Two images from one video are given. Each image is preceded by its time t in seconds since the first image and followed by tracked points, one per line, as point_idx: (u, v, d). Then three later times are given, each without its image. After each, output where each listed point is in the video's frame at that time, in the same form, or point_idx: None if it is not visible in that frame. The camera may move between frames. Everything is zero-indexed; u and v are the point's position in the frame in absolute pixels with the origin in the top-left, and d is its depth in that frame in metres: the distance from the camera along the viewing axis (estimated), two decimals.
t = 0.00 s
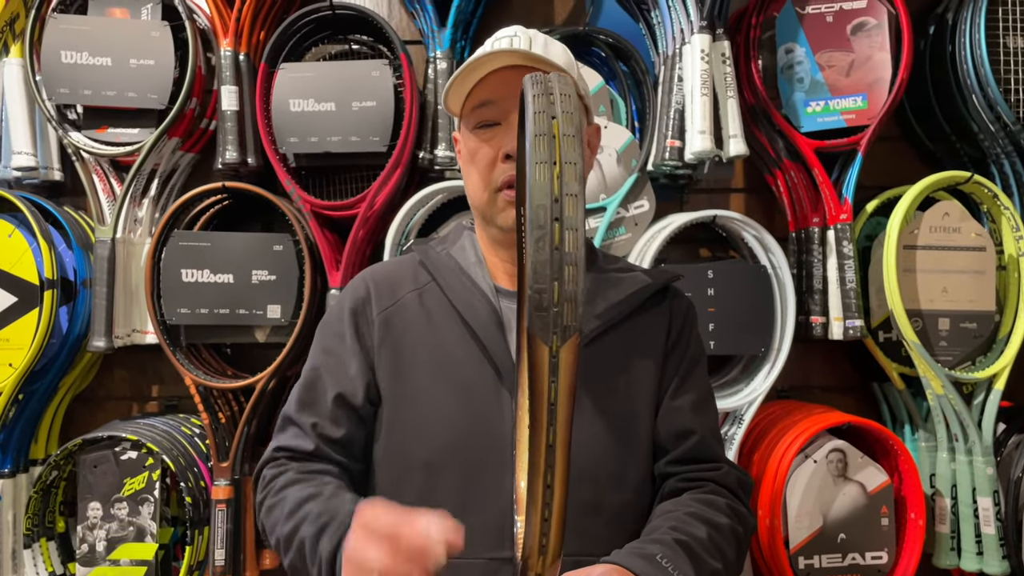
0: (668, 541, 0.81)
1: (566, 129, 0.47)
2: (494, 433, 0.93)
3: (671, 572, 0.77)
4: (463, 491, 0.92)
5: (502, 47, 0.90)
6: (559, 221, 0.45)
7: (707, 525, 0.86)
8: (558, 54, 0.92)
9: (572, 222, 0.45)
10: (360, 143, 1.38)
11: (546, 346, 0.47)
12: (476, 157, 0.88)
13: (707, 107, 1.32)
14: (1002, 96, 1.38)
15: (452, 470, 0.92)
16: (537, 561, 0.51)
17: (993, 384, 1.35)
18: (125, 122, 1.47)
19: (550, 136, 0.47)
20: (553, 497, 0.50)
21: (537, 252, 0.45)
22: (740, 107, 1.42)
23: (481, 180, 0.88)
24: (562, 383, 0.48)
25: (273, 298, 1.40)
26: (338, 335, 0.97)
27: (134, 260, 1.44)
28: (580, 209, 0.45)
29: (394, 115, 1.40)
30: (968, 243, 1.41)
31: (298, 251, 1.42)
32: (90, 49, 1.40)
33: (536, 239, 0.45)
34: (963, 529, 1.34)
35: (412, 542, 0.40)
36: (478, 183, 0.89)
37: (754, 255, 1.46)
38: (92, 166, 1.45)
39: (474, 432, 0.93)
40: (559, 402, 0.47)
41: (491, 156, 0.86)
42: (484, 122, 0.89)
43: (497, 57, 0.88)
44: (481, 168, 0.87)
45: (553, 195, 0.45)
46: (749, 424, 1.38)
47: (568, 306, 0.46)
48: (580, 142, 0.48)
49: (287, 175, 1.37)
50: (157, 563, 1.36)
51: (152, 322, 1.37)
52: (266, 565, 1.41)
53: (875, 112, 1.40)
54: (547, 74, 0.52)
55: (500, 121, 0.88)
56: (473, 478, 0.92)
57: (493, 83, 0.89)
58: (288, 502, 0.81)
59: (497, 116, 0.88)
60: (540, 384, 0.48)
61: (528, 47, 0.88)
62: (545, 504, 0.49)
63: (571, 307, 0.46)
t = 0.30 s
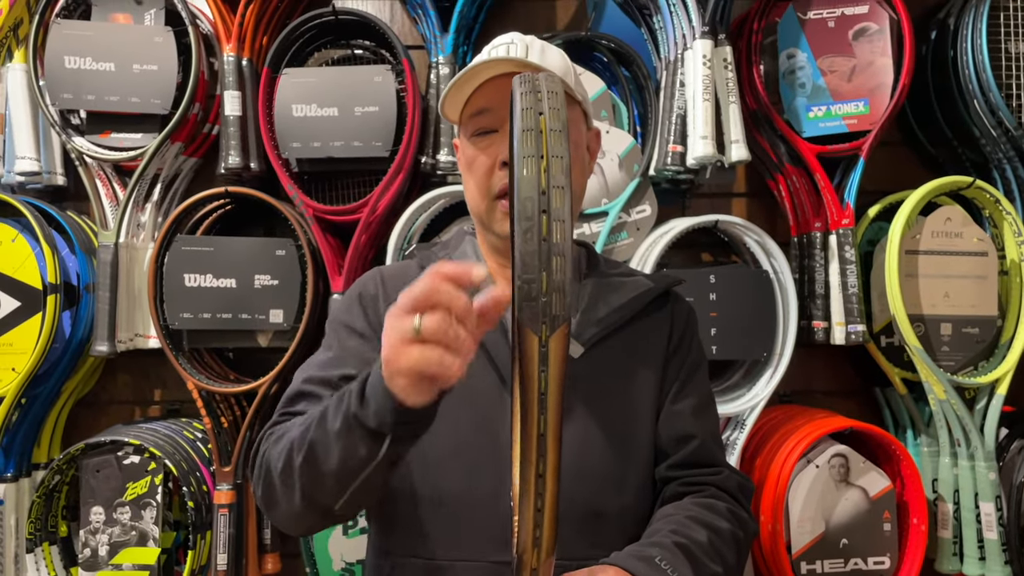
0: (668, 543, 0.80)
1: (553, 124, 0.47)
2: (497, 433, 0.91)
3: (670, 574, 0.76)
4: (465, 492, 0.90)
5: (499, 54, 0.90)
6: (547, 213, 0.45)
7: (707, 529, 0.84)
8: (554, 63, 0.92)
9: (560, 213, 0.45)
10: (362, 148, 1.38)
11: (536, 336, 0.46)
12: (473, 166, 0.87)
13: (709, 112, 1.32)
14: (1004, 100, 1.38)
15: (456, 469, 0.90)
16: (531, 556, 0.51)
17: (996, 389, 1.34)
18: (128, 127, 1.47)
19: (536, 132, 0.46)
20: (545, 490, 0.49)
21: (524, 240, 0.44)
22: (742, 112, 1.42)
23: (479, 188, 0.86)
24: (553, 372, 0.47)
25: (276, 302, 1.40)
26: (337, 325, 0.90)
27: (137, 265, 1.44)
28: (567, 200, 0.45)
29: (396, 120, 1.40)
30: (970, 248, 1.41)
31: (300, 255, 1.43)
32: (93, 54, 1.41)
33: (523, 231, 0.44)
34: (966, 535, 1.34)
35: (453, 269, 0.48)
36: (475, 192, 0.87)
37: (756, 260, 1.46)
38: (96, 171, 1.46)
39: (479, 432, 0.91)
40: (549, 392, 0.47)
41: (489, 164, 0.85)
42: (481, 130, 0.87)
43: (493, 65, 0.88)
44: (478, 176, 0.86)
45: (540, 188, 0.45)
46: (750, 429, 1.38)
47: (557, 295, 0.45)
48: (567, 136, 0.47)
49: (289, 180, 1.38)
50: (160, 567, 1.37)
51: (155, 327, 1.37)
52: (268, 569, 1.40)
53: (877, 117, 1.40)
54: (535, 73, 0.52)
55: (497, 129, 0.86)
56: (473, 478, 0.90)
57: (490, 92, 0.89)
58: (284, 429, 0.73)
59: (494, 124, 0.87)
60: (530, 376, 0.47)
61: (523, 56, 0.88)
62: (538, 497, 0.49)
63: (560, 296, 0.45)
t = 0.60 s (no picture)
0: (667, 536, 0.81)
1: (546, 125, 0.47)
2: (501, 430, 0.89)
3: (668, 563, 0.76)
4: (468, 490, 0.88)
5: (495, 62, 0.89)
6: (538, 207, 0.46)
7: (706, 526, 0.84)
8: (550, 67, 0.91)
9: (550, 208, 0.46)
10: (364, 151, 1.38)
11: (526, 322, 0.48)
12: (471, 172, 0.86)
13: (710, 115, 1.32)
14: (1005, 104, 1.38)
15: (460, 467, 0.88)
16: (527, 532, 0.51)
17: (998, 392, 1.34)
18: (130, 130, 1.47)
19: (531, 132, 0.47)
20: (537, 475, 0.50)
21: (517, 232, 0.46)
22: (743, 115, 1.42)
23: (478, 194, 0.85)
24: (544, 359, 0.49)
25: (278, 305, 1.40)
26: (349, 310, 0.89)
27: (139, 268, 1.44)
28: (557, 196, 0.46)
29: (397, 124, 1.40)
30: (972, 251, 1.41)
31: (303, 258, 1.43)
32: (96, 57, 1.41)
33: (516, 224, 0.47)
34: (967, 537, 1.34)
35: (417, 319, 0.40)
36: (473, 197, 0.86)
37: (758, 263, 1.46)
38: (98, 174, 1.46)
39: (484, 432, 0.90)
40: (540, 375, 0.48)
41: (487, 170, 0.84)
42: (479, 136, 0.87)
43: (490, 72, 0.87)
44: (476, 182, 0.85)
45: (531, 183, 0.46)
46: (752, 432, 1.38)
47: (547, 284, 0.47)
48: (560, 135, 0.48)
49: (292, 183, 1.38)
50: (162, 569, 1.37)
51: (157, 329, 1.37)
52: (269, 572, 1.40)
53: (879, 120, 1.40)
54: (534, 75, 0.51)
55: (495, 135, 0.85)
56: (476, 477, 0.88)
57: (487, 97, 0.88)
58: (279, 400, 0.75)
59: (492, 130, 0.86)
60: (520, 362, 0.49)
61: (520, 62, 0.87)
62: (529, 473, 0.50)
63: (550, 285, 0.47)
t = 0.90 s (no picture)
0: (663, 523, 0.78)
1: (550, 108, 0.46)
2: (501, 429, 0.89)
3: (663, 545, 0.73)
4: (472, 487, 0.85)
5: (490, 63, 0.87)
6: (542, 184, 0.43)
7: (701, 515, 0.83)
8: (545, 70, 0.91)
9: (553, 185, 0.44)
10: (365, 152, 1.38)
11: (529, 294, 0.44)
12: (467, 173, 0.86)
13: (711, 115, 1.32)
14: (1005, 104, 1.38)
15: (465, 465, 0.85)
16: (526, 502, 0.48)
17: (999, 392, 1.34)
18: (130, 130, 1.48)
19: (534, 116, 0.45)
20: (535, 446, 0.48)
21: (520, 204, 0.43)
22: (744, 115, 1.42)
23: (474, 193, 0.85)
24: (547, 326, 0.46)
25: (278, 306, 1.41)
26: (355, 304, 0.89)
27: (139, 268, 1.44)
28: (560, 174, 0.44)
29: (398, 125, 1.40)
30: (972, 250, 1.41)
31: (303, 258, 1.43)
32: (96, 58, 1.41)
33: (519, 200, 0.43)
34: (968, 537, 1.34)
35: (491, 314, 0.39)
36: (469, 199, 0.87)
37: (758, 263, 1.46)
38: (98, 174, 1.46)
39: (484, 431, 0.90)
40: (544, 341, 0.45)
41: (484, 171, 0.84)
42: (476, 138, 0.86)
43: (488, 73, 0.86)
44: (473, 183, 0.85)
45: (535, 161, 0.43)
46: (753, 431, 1.38)
47: (550, 258, 0.44)
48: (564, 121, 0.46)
49: (292, 184, 1.38)
50: (162, 569, 1.37)
51: (158, 330, 1.37)
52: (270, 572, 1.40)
53: (879, 119, 1.40)
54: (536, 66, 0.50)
55: (492, 137, 0.85)
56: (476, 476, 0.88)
57: (483, 99, 0.87)
58: (300, 393, 0.70)
59: (489, 131, 0.86)
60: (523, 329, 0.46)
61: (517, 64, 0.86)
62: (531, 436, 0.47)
63: (553, 259, 0.44)
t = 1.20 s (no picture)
0: (669, 514, 0.78)
1: (566, 79, 0.46)
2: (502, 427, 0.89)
3: (671, 534, 0.73)
4: (474, 485, 0.84)
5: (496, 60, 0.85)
6: (558, 147, 0.43)
7: (706, 508, 0.83)
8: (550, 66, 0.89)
9: (569, 148, 0.43)
10: (365, 150, 1.38)
11: (547, 250, 0.44)
12: (472, 171, 0.86)
13: (711, 113, 1.32)
14: (1007, 101, 1.38)
15: (467, 463, 0.85)
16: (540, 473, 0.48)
17: (1000, 391, 1.34)
18: (130, 129, 1.47)
19: (550, 85, 0.45)
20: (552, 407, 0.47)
21: (537, 165, 0.42)
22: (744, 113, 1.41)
23: (479, 193, 0.85)
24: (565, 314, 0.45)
25: (279, 304, 1.40)
26: (357, 300, 0.89)
27: (139, 267, 1.44)
28: (577, 139, 0.43)
29: (398, 123, 1.40)
30: (973, 248, 1.41)
31: (303, 257, 1.43)
32: (96, 56, 1.41)
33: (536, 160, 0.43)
34: (970, 536, 1.33)
35: (532, 311, 0.39)
36: (475, 197, 0.87)
37: (759, 261, 1.46)
38: (98, 173, 1.46)
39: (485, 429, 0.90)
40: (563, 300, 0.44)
41: (489, 170, 0.84)
42: (480, 136, 0.85)
43: (494, 71, 0.84)
44: (477, 182, 0.85)
45: (551, 124, 0.43)
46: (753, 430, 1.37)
47: (568, 215, 0.43)
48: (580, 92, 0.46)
49: (292, 182, 1.38)
50: (163, 569, 1.37)
51: (158, 329, 1.37)
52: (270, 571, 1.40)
53: (880, 118, 1.40)
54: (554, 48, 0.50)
55: (499, 135, 0.84)
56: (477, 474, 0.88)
57: (488, 97, 0.86)
58: (308, 388, 0.70)
59: (494, 129, 0.85)
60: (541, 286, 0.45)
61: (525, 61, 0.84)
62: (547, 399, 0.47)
63: (570, 217, 0.44)
